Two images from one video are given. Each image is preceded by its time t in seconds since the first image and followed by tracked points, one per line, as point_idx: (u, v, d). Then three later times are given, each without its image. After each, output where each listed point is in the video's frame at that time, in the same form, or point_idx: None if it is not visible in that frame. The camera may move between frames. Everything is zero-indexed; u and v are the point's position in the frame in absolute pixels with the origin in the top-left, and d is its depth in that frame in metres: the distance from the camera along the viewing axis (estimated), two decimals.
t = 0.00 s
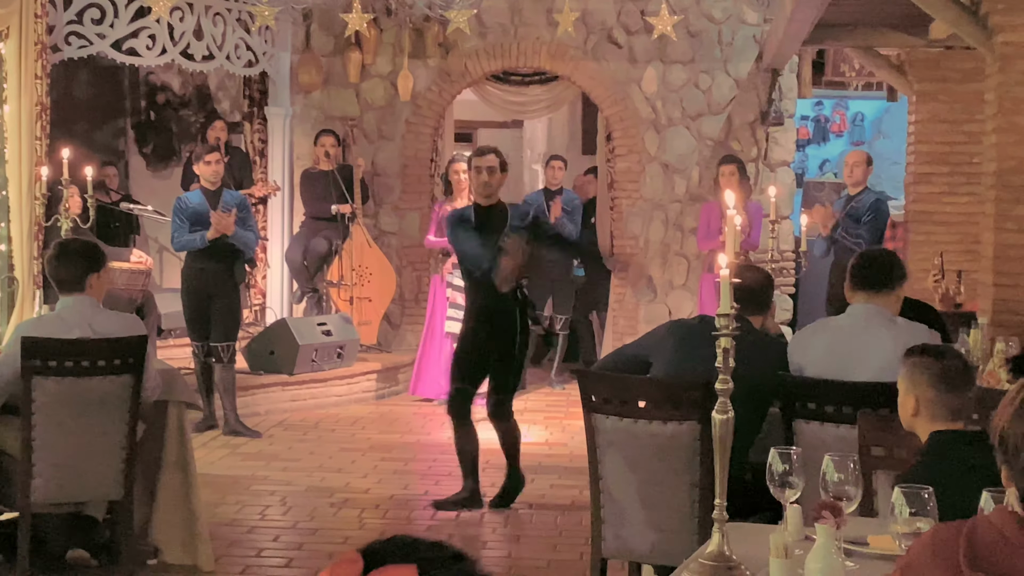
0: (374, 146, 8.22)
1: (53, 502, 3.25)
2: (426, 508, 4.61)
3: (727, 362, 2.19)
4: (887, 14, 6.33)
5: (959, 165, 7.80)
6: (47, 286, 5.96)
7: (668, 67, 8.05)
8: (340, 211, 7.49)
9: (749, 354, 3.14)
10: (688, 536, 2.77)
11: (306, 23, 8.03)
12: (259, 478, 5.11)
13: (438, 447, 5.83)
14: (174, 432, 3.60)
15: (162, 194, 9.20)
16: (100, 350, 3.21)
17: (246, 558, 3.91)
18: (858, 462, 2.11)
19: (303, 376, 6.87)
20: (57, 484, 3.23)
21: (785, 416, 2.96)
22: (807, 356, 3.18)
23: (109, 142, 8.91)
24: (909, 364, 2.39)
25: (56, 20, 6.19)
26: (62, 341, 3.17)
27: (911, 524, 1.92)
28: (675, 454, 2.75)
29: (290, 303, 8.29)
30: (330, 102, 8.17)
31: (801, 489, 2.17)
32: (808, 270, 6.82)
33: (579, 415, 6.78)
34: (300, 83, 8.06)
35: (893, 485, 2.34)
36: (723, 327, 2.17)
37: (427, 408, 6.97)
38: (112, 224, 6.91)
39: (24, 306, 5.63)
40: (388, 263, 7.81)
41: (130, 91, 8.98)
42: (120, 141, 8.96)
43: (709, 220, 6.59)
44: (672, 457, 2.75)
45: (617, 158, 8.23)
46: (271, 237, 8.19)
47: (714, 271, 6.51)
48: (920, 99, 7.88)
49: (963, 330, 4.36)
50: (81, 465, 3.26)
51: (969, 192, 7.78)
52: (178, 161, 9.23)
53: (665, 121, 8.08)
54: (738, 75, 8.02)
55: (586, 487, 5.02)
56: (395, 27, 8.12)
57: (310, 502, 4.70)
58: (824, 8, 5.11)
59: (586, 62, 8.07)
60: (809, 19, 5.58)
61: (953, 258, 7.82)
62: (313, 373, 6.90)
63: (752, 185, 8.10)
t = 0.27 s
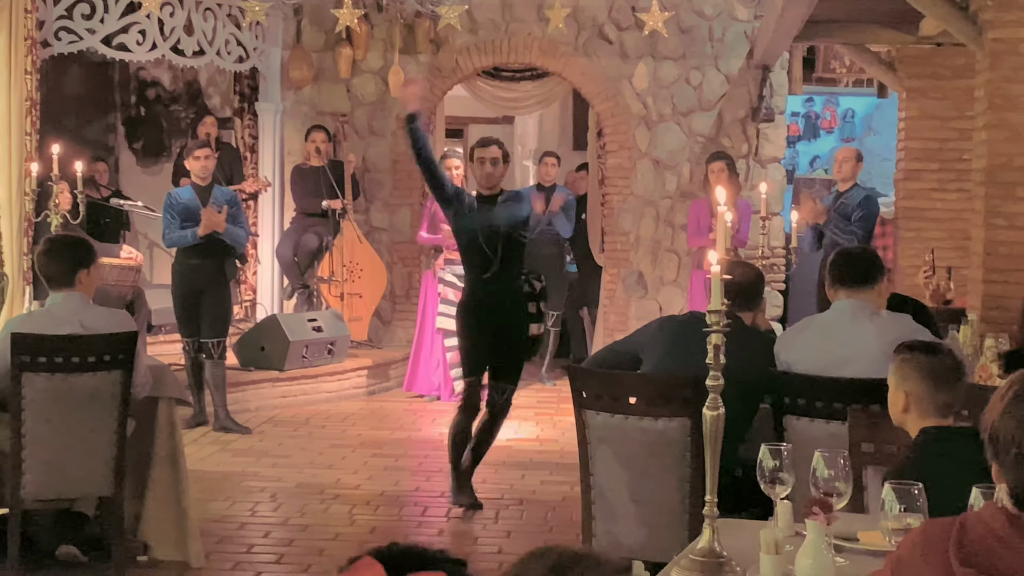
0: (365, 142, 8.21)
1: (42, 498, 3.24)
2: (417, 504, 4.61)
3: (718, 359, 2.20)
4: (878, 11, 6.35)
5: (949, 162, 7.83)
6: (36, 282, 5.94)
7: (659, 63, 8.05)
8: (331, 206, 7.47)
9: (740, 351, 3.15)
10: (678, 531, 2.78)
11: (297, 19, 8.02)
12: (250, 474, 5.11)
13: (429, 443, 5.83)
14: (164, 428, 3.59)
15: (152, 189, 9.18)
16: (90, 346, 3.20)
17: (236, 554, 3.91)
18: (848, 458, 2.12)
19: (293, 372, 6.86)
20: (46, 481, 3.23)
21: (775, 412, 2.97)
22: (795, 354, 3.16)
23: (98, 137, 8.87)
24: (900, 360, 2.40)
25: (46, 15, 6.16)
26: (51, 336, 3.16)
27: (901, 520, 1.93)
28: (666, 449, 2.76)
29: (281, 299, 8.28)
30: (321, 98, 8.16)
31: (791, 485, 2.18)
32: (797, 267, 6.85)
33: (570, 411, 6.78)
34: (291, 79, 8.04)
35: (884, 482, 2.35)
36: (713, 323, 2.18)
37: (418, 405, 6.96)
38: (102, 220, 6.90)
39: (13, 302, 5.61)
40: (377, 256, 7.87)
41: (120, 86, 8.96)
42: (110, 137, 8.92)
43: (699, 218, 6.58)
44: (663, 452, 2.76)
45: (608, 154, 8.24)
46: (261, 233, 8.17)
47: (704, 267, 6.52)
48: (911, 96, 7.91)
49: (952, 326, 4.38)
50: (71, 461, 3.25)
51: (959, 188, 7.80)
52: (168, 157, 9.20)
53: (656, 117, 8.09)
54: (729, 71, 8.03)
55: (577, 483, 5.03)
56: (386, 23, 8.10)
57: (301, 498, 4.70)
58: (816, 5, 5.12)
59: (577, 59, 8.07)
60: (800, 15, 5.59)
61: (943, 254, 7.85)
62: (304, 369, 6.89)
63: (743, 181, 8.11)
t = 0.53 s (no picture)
0: (358, 138, 8.20)
1: (36, 494, 3.23)
2: (410, 501, 4.61)
3: (711, 354, 2.20)
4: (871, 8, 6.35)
5: (942, 158, 7.85)
6: (28, 278, 5.92)
7: (653, 59, 8.05)
8: (324, 203, 7.45)
9: (732, 347, 3.15)
10: (671, 527, 2.79)
11: (290, 15, 8.00)
12: (243, 470, 5.11)
13: (422, 439, 5.83)
14: (157, 425, 3.58)
15: (144, 185, 9.15)
16: (83, 342, 3.19)
17: (229, 550, 3.91)
18: (841, 453, 2.12)
19: (286, 368, 6.86)
20: (39, 477, 3.22)
21: (768, 408, 2.98)
22: (786, 349, 3.16)
23: (91, 133, 8.85)
24: (894, 356, 2.41)
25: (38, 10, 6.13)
26: (44, 332, 3.15)
27: (894, 516, 1.94)
28: (658, 446, 2.76)
29: (274, 296, 8.28)
30: (314, 94, 8.15)
31: (784, 481, 2.18)
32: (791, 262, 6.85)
33: (562, 407, 6.79)
34: (284, 75, 8.03)
35: (876, 478, 2.36)
36: (706, 320, 2.18)
37: (411, 401, 6.96)
38: (94, 216, 6.89)
39: (6, 298, 5.60)
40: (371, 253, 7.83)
41: (113, 82, 8.93)
42: (102, 133, 8.90)
43: (691, 214, 6.59)
44: (655, 448, 2.77)
45: (601, 150, 8.24)
46: (254, 229, 8.16)
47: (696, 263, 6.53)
48: (904, 92, 7.92)
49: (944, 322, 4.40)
50: (63, 458, 3.24)
51: (952, 185, 7.82)
52: (161, 153, 9.18)
53: (650, 114, 8.09)
54: (722, 67, 8.03)
55: (570, 479, 5.03)
56: (379, 18, 8.10)
57: (294, 494, 4.70)
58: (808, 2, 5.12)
59: (570, 55, 8.07)
60: (792, 12, 5.60)
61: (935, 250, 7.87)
62: (297, 366, 6.88)
63: (736, 177, 8.12)
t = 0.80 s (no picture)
0: (353, 135, 8.19)
1: (31, 490, 3.23)
2: (405, 497, 4.61)
3: (706, 351, 2.21)
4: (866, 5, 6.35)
5: (937, 155, 7.87)
6: (23, 274, 5.91)
7: (648, 56, 8.06)
8: (319, 199, 7.45)
9: (727, 344, 3.16)
10: (666, 524, 2.79)
11: (285, 11, 7.99)
12: (238, 466, 5.10)
13: (417, 436, 5.83)
14: (151, 421, 3.58)
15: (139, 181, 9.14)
16: (77, 338, 3.19)
17: (225, 547, 3.90)
18: (836, 450, 2.13)
19: (281, 365, 6.85)
20: (33, 474, 3.22)
21: (763, 405, 2.99)
22: (784, 347, 3.17)
23: (86, 129, 8.83)
24: (888, 353, 2.41)
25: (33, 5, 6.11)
26: (39, 330, 3.15)
27: (889, 512, 1.94)
28: (653, 443, 2.77)
29: (269, 292, 8.27)
30: (309, 91, 8.14)
31: (779, 477, 2.19)
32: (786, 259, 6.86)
33: (558, 403, 6.79)
34: (279, 71, 8.02)
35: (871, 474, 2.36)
36: (702, 316, 2.19)
37: (406, 397, 6.96)
38: (89, 212, 6.88)
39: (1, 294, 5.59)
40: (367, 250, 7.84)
41: (107, 78, 8.90)
42: (97, 129, 8.88)
43: (686, 211, 6.59)
44: (650, 445, 2.77)
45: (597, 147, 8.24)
46: (249, 226, 8.16)
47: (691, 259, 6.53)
48: (899, 89, 7.93)
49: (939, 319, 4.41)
50: (57, 455, 3.24)
51: (947, 181, 7.83)
52: (156, 149, 9.17)
53: (645, 110, 8.09)
54: (718, 64, 8.04)
55: (565, 476, 5.04)
56: (374, 15, 8.09)
57: (289, 491, 4.69)
58: None
59: (566, 51, 8.07)
60: (788, 9, 5.60)
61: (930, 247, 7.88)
62: (292, 362, 6.88)
63: (731, 174, 8.13)
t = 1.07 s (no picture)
0: (353, 131, 8.19)
1: (32, 487, 3.23)
2: (405, 494, 4.62)
3: (707, 347, 2.21)
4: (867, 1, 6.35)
5: (937, 152, 7.87)
6: (23, 271, 5.91)
7: (648, 52, 8.05)
8: (319, 196, 7.45)
9: (727, 340, 3.17)
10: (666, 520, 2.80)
11: (285, 7, 7.99)
12: (238, 463, 5.11)
13: (418, 432, 5.83)
14: (151, 418, 3.59)
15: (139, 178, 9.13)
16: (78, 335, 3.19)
17: (225, 543, 3.91)
18: (836, 446, 2.13)
19: (282, 362, 6.86)
20: (34, 470, 3.22)
21: (763, 401, 2.99)
22: (782, 342, 3.17)
23: (85, 126, 8.83)
24: (889, 349, 2.42)
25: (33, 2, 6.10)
26: (39, 326, 3.15)
27: (890, 509, 1.95)
28: (654, 439, 2.77)
29: (269, 289, 8.27)
30: (309, 87, 8.13)
31: (780, 474, 2.19)
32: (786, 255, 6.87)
33: (558, 400, 6.80)
34: (279, 68, 8.01)
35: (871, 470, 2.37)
36: (702, 313, 2.19)
37: (407, 394, 6.97)
38: (89, 209, 6.89)
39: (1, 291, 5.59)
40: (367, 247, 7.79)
41: (107, 75, 8.90)
42: (97, 126, 8.88)
43: (686, 207, 6.59)
44: (650, 442, 2.77)
45: (597, 143, 8.24)
46: (249, 222, 8.16)
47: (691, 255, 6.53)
48: (899, 85, 7.93)
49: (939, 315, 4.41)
50: (58, 451, 3.24)
51: (947, 178, 7.84)
52: (156, 146, 9.16)
53: (645, 107, 8.09)
54: (718, 61, 8.03)
55: (565, 472, 5.04)
56: (374, 12, 8.08)
57: (290, 487, 4.70)
58: None
59: (565, 48, 8.06)
60: (789, 5, 5.60)
61: (930, 244, 7.88)
62: (292, 359, 6.88)
63: (731, 170, 8.12)
